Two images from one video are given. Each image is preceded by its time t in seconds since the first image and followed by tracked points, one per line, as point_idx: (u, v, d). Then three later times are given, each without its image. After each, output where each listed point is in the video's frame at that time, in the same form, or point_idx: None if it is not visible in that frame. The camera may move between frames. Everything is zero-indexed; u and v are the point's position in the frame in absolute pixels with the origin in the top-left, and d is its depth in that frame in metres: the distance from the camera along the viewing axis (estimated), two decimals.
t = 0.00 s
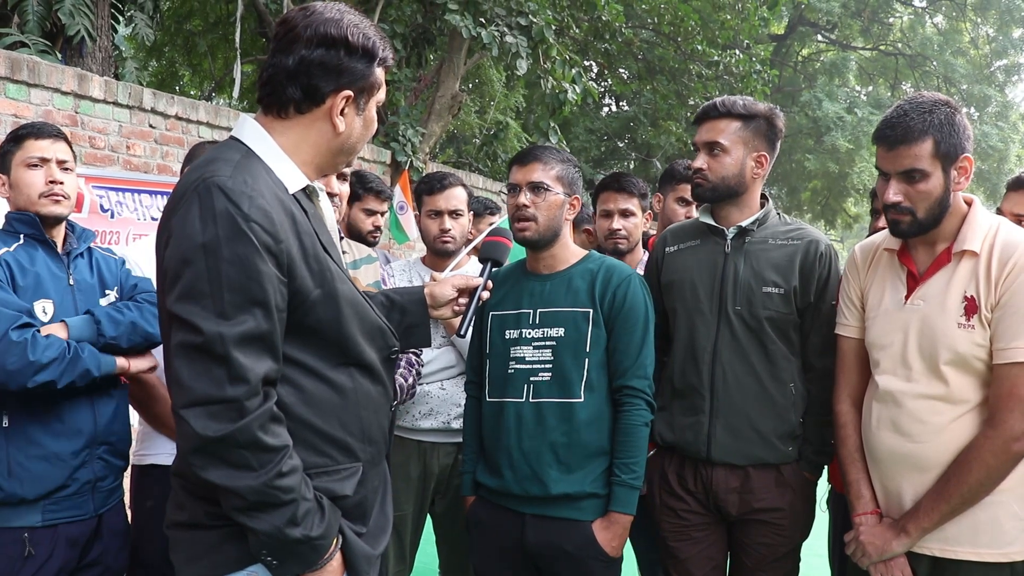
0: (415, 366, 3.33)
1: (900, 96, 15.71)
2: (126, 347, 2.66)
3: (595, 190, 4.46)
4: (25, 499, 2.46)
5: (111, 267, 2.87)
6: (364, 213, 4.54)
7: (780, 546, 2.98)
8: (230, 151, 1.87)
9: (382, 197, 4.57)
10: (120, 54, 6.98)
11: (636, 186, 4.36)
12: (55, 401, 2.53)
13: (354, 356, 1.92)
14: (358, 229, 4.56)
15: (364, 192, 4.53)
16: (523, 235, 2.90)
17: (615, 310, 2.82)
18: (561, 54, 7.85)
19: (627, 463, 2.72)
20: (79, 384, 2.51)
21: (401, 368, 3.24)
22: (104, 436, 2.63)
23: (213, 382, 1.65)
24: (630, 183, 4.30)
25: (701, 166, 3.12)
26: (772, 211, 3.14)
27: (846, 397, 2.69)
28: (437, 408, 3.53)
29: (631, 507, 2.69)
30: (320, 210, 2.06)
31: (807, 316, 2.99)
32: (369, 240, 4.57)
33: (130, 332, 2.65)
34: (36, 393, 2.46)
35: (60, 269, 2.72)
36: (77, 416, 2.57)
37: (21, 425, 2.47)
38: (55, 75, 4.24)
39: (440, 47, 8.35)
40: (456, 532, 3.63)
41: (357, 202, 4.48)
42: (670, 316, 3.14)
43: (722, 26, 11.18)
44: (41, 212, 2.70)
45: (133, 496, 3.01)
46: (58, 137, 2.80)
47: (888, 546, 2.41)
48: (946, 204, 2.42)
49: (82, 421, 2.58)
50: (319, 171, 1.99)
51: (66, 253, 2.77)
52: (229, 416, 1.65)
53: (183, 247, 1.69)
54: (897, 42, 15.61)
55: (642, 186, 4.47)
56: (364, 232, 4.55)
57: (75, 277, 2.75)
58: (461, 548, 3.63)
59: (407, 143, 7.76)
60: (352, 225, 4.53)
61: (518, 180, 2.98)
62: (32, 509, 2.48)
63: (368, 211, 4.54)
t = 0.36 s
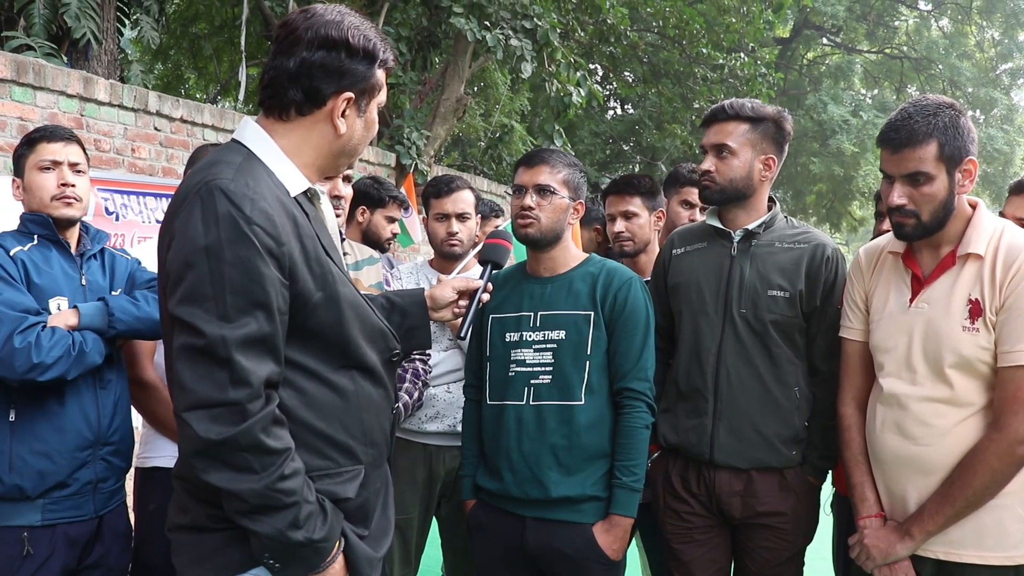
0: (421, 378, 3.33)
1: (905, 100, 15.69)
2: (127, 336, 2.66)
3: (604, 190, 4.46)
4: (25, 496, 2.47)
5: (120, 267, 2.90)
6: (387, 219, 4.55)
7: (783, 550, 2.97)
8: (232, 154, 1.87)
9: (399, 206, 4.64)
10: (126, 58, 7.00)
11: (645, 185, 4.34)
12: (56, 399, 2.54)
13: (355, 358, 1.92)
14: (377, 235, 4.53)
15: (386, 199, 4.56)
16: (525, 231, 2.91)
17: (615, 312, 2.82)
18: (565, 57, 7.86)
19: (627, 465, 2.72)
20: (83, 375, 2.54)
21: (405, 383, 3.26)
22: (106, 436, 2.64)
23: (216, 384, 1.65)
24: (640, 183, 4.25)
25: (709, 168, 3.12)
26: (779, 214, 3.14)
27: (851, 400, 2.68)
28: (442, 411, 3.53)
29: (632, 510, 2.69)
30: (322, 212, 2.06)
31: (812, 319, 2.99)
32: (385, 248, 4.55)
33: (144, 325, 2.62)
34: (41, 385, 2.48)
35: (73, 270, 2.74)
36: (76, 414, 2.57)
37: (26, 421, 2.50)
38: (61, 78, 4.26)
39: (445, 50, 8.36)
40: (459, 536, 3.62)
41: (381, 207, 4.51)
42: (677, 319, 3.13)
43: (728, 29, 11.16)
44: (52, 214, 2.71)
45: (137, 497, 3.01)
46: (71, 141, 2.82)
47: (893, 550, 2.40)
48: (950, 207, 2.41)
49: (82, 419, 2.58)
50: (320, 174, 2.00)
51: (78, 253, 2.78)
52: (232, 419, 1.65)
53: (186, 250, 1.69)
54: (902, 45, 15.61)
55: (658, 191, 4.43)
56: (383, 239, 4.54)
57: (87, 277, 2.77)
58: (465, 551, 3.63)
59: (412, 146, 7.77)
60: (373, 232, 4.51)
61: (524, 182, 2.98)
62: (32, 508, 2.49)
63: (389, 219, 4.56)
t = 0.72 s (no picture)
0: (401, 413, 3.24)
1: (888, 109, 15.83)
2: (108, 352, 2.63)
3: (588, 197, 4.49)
4: None
5: (101, 278, 2.88)
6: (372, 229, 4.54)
7: (768, 560, 2.96)
8: (205, 164, 1.86)
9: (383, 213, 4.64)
10: (109, 68, 6.96)
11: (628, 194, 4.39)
12: (33, 412, 2.50)
13: (331, 370, 1.90)
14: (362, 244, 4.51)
15: (370, 208, 4.54)
16: (515, 247, 2.89)
17: (607, 322, 2.81)
18: (550, 68, 7.88)
19: (622, 475, 2.72)
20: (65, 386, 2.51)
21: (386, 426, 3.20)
22: (82, 450, 2.60)
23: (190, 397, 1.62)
24: (619, 190, 4.31)
25: (694, 176, 3.12)
26: (760, 223, 3.15)
27: (834, 408, 2.68)
28: (429, 423, 3.51)
29: (630, 520, 2.69)
30: (298, 224, 2.04)
31: (793, 327, 2.99)
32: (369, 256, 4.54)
33: (122, 335, 2.59)
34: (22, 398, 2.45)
35: (54, 281, 2.71)
36: (52, 427, 2.53)
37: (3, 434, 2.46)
38: (42, 89, 4.22)
39: (430, 61, 8.37)
40: (445, 549, 3.59)
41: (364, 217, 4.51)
42: (657, 329, 3.12)
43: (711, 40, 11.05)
44: (34, 228, 2.68)
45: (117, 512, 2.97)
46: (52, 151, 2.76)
47: (876, 557, 2.39)
48: (931, 215, 2.41)
49: (60, 433, 2.54)
50: (297, 184, 1.98)
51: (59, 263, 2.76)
52: (205, 431, 1.62)
53: (156, 262, 1.67)
54: (885, 56, 15.77)
55: (638, 198, 4.46)
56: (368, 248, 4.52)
57: (68, 289, 2.74)
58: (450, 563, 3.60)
59: (397, 157, 7.76)
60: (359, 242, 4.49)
61: (511, 195, 2.96)
62: (4, 524, 2.44)
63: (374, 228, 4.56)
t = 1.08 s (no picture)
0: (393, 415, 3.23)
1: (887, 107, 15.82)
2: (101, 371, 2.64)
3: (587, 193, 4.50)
4: None
5: (75, 278, 2.87)
6: (363, 222, 4.53)
7: (764, 557, 2.95)
8: (197, 160, 1.84)
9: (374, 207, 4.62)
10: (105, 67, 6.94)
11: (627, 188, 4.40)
12: (26, 418, 2.47)
13: (324, 367, 1.89)
14: (354, 238, 4.50)
15: (360, 202, 4.52)
16: (512, 242, 2.88)
17: (608, 319, 2.80)
18: (548, 66, 7.87)
19: (621, 474, 2.70)
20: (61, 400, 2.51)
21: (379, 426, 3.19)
22: (72, 451, 2.59)
23: (179, 394, 1.61)
24: (624, 184, 4.34)
25: (688, 172, 3.10)
26: (754, 220, 3.15)
27: (831, 405, 2.67)
28: (427, 420, 3.50)
29: (629, 519, 2.68)
30: (290, 220, 2.03)
31: (790, 323, 2.99)
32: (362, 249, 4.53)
33: (110, 351, 2.60)
34: (21, 408, 2.44)
35: (29, 279, 2.69)
36: (44, 433, 2.51)
37: None
38: (37, 88, 4.20)
39: (428, 59, 8.35)
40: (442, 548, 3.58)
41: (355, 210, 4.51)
42: (651, 326, 3.10)
43: (710, 37, 11.23)
44: (1, 226, 2.65)
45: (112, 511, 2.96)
46: (18, 146, 2.75)
47: (873, 555, 2.38)
48: (928, 211, 2.40)
49: (51, 438, 2.53)
50: (290, 181, 1.96)
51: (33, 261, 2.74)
52: (196, 427, 1.61)
53: (146, 257, 1.65)
54: (884, 54, 15.78)
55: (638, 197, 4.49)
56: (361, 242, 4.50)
57: (44, 287, 2.73)
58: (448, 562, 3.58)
59: (394, 155, 7.73)
60: (351, 236, 4.48)
61: (507, 190, 2.95)
62: None
63: (365, 221, 4.54)
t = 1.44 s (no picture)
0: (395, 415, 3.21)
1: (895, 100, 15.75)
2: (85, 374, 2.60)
3: (596, 187, 4.53)
4: None
5: (58, 272, 2.77)
6: (365, 212, 4.53)
7: (768, 551, 2.96)
8: (204, 151, 1.84)
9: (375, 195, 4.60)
10: (112, 60, 6.95)
11: (638, 181, 4.39)
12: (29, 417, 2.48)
13: (330, 357, 1.89)
14: (359, 228, 4.53)
15: (361, 192, 4.49)
16: (516, 236, 2.89)
17: (608, 312, 2.78)
18: (555, 58, 7.85)
19: (617, 469, 2.67)
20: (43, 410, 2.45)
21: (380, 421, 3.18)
22: (62, 450, 2.57)
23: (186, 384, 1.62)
24: (634, 176, 4.34)
25: (690, 163, 3.09)
26: (756, 212, 3.14)
27: (835, 398, 2.66)
28: (436, 413, 3.50)
29: (623, 515, 2.63)
30: (297, 211, 2.03)
31: (792, 315, 2.98)
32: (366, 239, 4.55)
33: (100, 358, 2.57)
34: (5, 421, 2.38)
35: (14, 275, 2.58)
36: (37, 434, 2.48)
37: None
38: (44, 81, 4.22)
39: (435, 52, 8.35)
40: (448, 541, 3.59)
41: (359, 200, 4.51)
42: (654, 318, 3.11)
43: (718, 30, 11.12)
44: None
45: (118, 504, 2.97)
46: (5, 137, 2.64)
47: (878, 548, 2.38)
48: (934, 203, 2.38)
49: (42, 439, 2.51)
50: (296, 172, 1.97)
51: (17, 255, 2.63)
52: (202, 417, 1.62)
53: (154, 246, 1.66)
54: (893, 46, 15.70)
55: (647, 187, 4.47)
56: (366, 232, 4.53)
57: (28, 283, 2.63)
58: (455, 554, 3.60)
59: (401, 148, 7.73)
60: (354, 226, 4.50)
61: (511, 183, 2.96)
62: None
63: (369, 211, 4.54)
